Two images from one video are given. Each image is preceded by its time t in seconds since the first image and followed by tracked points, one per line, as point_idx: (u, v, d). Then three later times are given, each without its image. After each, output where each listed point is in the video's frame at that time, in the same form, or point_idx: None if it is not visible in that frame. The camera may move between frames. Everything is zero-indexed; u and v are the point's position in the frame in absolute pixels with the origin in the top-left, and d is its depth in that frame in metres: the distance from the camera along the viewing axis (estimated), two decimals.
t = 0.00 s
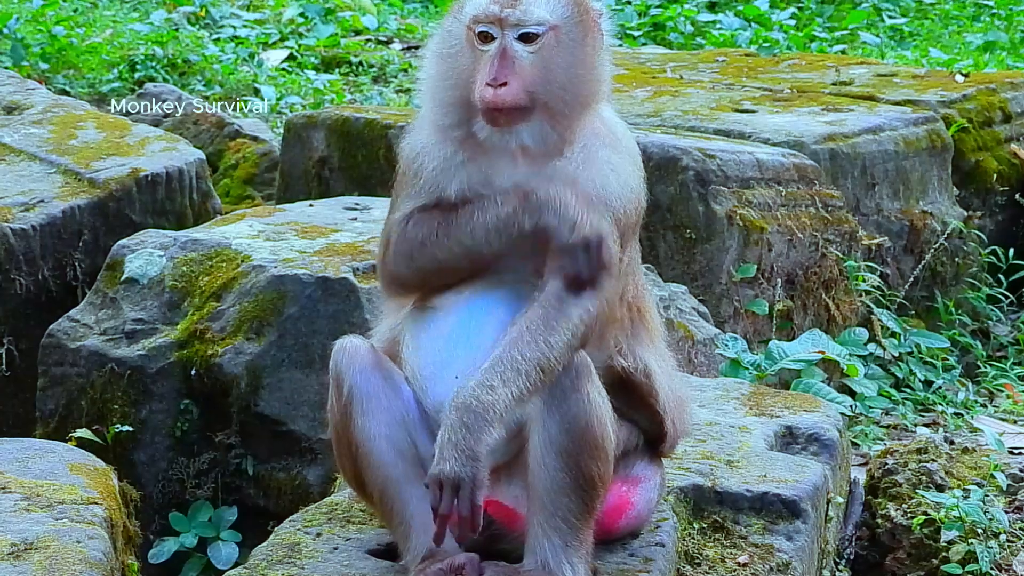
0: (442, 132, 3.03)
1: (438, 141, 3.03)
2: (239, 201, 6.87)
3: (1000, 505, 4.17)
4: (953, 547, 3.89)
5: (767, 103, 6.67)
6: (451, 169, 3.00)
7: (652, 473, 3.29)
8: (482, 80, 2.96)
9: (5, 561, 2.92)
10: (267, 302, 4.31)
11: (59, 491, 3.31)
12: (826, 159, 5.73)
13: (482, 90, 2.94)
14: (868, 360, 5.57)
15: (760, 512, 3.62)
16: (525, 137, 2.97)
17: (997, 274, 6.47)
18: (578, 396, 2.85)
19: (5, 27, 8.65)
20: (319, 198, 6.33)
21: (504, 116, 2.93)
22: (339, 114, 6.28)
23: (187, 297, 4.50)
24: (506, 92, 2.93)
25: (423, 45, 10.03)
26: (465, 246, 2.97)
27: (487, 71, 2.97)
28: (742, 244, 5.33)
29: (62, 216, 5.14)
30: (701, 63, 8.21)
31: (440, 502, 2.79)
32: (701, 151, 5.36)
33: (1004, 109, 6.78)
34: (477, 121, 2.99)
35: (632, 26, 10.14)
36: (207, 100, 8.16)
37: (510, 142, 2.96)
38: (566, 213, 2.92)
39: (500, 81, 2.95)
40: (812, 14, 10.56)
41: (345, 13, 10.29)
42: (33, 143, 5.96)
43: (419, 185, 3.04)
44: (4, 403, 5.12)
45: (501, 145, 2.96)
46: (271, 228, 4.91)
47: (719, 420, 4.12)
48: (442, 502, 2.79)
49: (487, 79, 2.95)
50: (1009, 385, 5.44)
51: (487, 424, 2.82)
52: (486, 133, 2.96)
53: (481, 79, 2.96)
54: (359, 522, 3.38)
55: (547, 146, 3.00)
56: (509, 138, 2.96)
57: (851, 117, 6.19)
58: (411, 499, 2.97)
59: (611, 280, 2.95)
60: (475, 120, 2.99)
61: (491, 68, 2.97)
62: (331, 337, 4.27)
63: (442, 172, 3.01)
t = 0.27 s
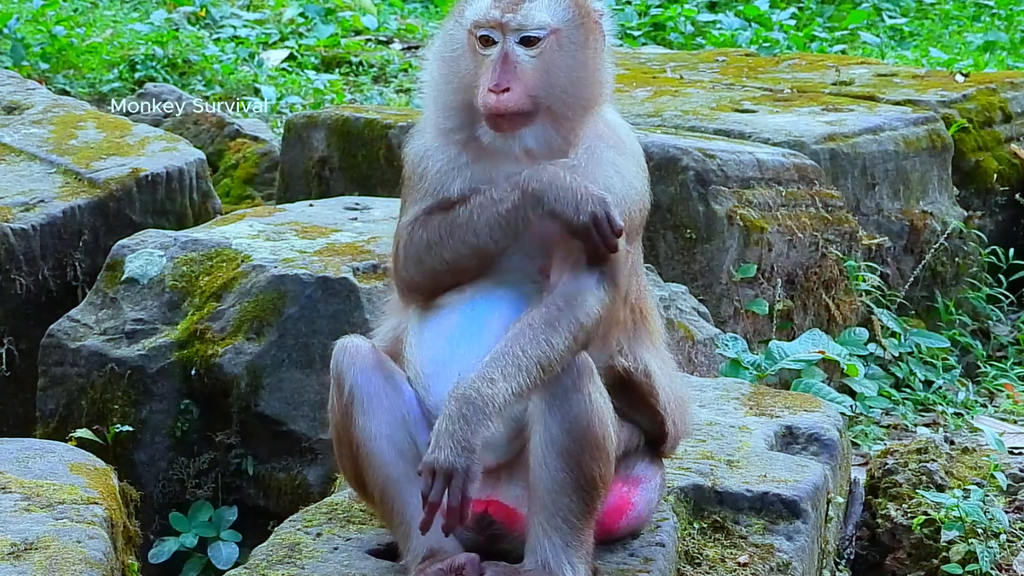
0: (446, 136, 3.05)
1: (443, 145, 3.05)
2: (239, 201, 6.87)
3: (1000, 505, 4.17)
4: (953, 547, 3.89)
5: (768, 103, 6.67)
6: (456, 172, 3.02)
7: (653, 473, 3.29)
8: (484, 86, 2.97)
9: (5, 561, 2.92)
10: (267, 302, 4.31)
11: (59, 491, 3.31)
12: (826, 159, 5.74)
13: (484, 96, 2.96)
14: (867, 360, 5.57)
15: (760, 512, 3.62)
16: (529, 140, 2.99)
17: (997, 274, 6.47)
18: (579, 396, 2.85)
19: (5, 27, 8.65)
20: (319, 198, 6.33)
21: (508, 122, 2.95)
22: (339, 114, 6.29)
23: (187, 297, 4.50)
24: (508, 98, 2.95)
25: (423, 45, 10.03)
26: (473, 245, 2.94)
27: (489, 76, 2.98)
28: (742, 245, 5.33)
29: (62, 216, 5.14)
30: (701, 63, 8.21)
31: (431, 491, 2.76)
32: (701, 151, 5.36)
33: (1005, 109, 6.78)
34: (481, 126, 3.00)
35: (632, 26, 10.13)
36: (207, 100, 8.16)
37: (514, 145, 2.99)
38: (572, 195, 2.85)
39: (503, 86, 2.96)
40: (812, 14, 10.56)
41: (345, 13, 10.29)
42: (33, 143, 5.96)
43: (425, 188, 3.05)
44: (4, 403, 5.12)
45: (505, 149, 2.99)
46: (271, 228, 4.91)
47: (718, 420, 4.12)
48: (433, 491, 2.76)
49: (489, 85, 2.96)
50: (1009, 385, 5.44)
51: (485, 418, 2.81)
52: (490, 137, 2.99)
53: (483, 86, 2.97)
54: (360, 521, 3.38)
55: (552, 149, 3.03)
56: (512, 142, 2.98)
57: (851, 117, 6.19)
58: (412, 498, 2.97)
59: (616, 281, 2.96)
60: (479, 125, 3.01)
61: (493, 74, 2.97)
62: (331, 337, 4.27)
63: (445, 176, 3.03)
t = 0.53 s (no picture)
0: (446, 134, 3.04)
1: (443, 143, 3.03)
2: (239, 200, 6.87)
3: (1000, 505, 4.17)
4: (953, 547, 3.89)
5: (768, 103, 6.67)
6: (456, 171, 3.01)
7: (653, 474, 3.29)
8: (484, 84, 2.96)
9: (5, 561, 2.92)
10: (267, 301, 4.31)
11: (60, 491, 3.31)
12: (826, 159, 5.74)
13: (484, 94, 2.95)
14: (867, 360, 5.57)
15: (760, 512, 3.62)
16: (529, 140, 2.97)
17: (997, 274, 6.47)
18: (583, 396, 2.85)
19: (5, 27, 8.64)
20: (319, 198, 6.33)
21: (507, 121, 2.95)
22: (339, 114, 6.28)
23: (187, 296, 4.50)
24: (507, 97, 2.94)
25: (423, 45, 10.03)
26: (465, 251, 2.92)
27: (490, 75, 2.98)
28: (742, 244, 5.33)
29: (62, 216, 5.14)
30: (701, 62, 8.20)
31: (444, 493, 2.79)
32: (701, 151, 5.36)
33: (1005, 109, 6.78)
34: (481, 124, 2.99)
35: (632, 25, 10.13)
36: (207, 100, 8.16)
37: (513, 145, 2.97)
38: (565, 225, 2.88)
39: (503, 85, 2.95)
40: (812, 14, 10.56)
41: (345, 13, 10.29)
42: (33, 143, 5.96)
43: (426, 183, 3.03)
44: (4, 402, 5.12)
45: (504, 147, 2.97)
46: (271, 227, 4.91)
47: (718, 420, 4.12)
48: (445, 493, 2.79)
49: (490, 84, 2.96)
50: (1009, 385, 5.44)
51: (494, 417, 2.84)
52: (489, 135, 2.97)
53: (483, 84, 2.97)
54: (360, 521, 3.38)
55: (553, 149, 3.01)
56: (512, 142, 2.96)
57: (851, 117, 6.19)
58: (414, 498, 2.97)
59: (622, 280, 2.95)
60: (479, 123, 3.00)
61: (494, 72, 2.97)
62: (331, 336, 4.27)
63: (445, 175, 3.01)
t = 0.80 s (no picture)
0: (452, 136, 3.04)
1: (448, 145, 3.04)
2: (239, 201, 6.87)
3: (1000, 505, 4.17)
4: (953, 547, 3.89)
5: (768, 103, 6.67)
6: (455, 177, 3.01)
7: (653, 475, 3.28)
8: (495, 86, 2.96)
9: (5, 561, 2.92)
10: (267, 302, 4.31)
11: (59, 491, 3.31)
12: (826, 159, 5.74)
13: (495, 97, 2.96)
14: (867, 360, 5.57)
15: (760, 512, 3.63)
16: (537, 142, 2.98)
17: (997, 274, 6.47)
18: (593, 397, 2.84)
19: (5, 27, 8.65)
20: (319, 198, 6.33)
21: (518, 123, 2.95)
22: (339, 114, 6.28)
23: (187, 297, 4.50)
24: (519, 100, 2.95)
25: (423, 45, 10.03)
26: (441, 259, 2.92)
27: (500, 77, 2.97)
28: (742, 245, 5.34)
29: (62, 216, 5.14)
30: (701, 63, 8.21)
31: (459, 465, 2.80)
32: (701, 151, 5.36)
33: (1005, 109, 6.78)
34: (491, 126, 3.00)
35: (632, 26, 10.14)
36: (207, 100, 8.16)
37: (523, 147, 2.98)
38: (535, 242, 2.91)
39: (514, 88, 2.95)
40: (812, 14, 10.56)
41: (345, 13, 10.29)
42: (32, 143, 5.96)
43: (422, 190, 3.04)
44: (4, 402, 5.12)
45: (512, 150, 2.98)
46: (271, 228, 4.91)
47: (718, 420, 4.12)
48: (461, 465, 2.79)
49: (501, 86, 2.96)
50: (1009, 385, 5.44)
51: (511, 393, 2.79)
52: (498, 138, 2.98)
53: (494, 86, 2.97)
54: (359, 522, 3.38)
55: (560, 151, 3.00)
56: (521, 144, 2.97)
57: (851, 118, 6.19)
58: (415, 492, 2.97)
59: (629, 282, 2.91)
60: (489, 125, 3.00)
61: (505, 75, 2.97)
62: (331, 337, 4.27)
63: (448, 180, 3.02)
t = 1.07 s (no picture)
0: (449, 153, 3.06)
1: (445, 162, 3.07)
2: (238, 200, 6.87)
3: (1000, 505, 4.17)
4: (953, 547, 3.89)
5: (768, 103, 6.67)
6: (450, 200, 3.07)
7: (654, 477, 3.28)
8: (493, 102, 2.93)
9: (5, 561, 2.92)
10: (266, 302, 4.32)
11: (59, 491, 3.31)
12: (825, 159, 5.73)
13: (492, 113, 2.93)
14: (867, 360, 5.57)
15: (760, 512, 3.63)
16: (535, 156, 2.98)
17: (997, 274, 6.47)
18: (608, 398, 2.83)
19: (5, 27, 8.64)
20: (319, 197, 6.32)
21: (516, 139, 2.94)
22: (339, 114, 6.28)
23: (186, 296, 4.50)
24: (516, 117, 2.92)
25: (423, 45, 10.03)
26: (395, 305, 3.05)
27: (495, 92, 2.94)
28: (742, 244, 5.33)
29: (61, 216, 5.14)
30: (701, 62, 8.20)
31: (497, 441, 2.80)
32: (701, 151, 5.36)
33: (1004, 109, 6.78)
34: (487, 141, 2.99)
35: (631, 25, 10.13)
36: (207, 100, 8.16)
37: (520, 161, 2.97)
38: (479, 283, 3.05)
39: (512, 104, 2.92)
40: (812, 14, 10.56)
41: (345, 13, 10.29)
42: (32, 143, 5.96)
43: (417, 210, 3.08)
44: (4, 402, 5.12)
45: (509, 165, 2.98)
46: (271, 228, 4.90)
47: (718, 420, 4.12)
48: (500, 440, 2.80)
49: (497, 102, 2.93)
50: (1009, 385, 5.44)
51: (540, 365, 2.80)
52: (496, 154, 2.98)
53: (491, 102, 2.94)
54: (359, 522, 3.38)
55: (557, 165, 3.01)
56: (519, 158, 2.97)
57: (851, 117, 6.19)
58: (422, 498, 2.98)
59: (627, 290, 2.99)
60: (485, 140, 2.99)
61: (502, 90, 2.93)
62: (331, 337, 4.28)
63: (445, 199, 3.07)
